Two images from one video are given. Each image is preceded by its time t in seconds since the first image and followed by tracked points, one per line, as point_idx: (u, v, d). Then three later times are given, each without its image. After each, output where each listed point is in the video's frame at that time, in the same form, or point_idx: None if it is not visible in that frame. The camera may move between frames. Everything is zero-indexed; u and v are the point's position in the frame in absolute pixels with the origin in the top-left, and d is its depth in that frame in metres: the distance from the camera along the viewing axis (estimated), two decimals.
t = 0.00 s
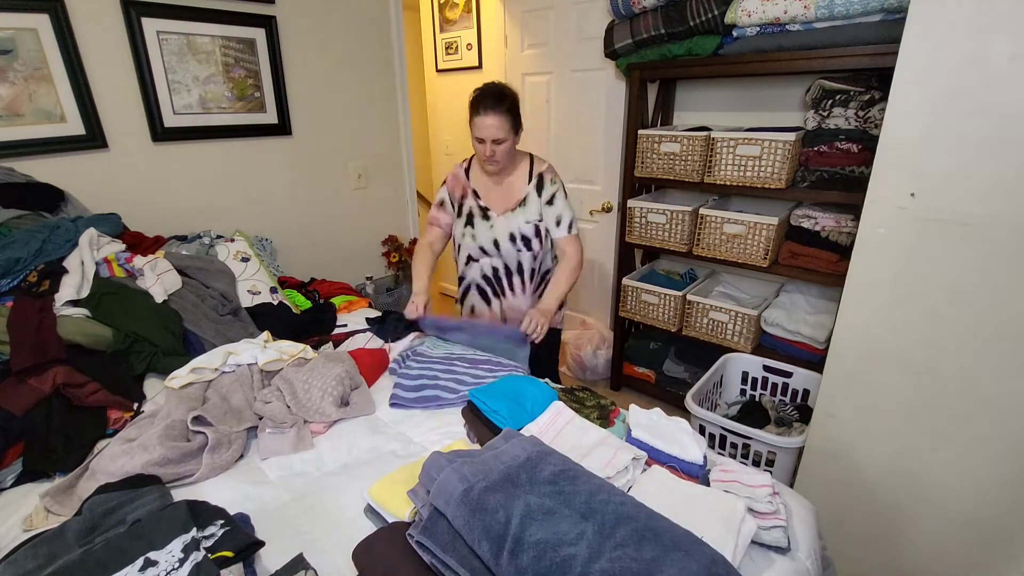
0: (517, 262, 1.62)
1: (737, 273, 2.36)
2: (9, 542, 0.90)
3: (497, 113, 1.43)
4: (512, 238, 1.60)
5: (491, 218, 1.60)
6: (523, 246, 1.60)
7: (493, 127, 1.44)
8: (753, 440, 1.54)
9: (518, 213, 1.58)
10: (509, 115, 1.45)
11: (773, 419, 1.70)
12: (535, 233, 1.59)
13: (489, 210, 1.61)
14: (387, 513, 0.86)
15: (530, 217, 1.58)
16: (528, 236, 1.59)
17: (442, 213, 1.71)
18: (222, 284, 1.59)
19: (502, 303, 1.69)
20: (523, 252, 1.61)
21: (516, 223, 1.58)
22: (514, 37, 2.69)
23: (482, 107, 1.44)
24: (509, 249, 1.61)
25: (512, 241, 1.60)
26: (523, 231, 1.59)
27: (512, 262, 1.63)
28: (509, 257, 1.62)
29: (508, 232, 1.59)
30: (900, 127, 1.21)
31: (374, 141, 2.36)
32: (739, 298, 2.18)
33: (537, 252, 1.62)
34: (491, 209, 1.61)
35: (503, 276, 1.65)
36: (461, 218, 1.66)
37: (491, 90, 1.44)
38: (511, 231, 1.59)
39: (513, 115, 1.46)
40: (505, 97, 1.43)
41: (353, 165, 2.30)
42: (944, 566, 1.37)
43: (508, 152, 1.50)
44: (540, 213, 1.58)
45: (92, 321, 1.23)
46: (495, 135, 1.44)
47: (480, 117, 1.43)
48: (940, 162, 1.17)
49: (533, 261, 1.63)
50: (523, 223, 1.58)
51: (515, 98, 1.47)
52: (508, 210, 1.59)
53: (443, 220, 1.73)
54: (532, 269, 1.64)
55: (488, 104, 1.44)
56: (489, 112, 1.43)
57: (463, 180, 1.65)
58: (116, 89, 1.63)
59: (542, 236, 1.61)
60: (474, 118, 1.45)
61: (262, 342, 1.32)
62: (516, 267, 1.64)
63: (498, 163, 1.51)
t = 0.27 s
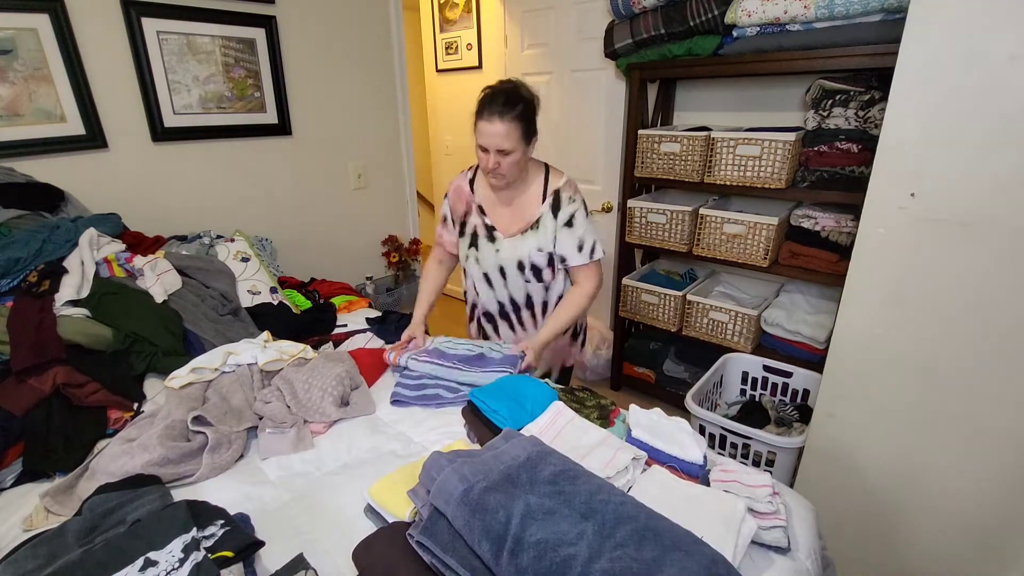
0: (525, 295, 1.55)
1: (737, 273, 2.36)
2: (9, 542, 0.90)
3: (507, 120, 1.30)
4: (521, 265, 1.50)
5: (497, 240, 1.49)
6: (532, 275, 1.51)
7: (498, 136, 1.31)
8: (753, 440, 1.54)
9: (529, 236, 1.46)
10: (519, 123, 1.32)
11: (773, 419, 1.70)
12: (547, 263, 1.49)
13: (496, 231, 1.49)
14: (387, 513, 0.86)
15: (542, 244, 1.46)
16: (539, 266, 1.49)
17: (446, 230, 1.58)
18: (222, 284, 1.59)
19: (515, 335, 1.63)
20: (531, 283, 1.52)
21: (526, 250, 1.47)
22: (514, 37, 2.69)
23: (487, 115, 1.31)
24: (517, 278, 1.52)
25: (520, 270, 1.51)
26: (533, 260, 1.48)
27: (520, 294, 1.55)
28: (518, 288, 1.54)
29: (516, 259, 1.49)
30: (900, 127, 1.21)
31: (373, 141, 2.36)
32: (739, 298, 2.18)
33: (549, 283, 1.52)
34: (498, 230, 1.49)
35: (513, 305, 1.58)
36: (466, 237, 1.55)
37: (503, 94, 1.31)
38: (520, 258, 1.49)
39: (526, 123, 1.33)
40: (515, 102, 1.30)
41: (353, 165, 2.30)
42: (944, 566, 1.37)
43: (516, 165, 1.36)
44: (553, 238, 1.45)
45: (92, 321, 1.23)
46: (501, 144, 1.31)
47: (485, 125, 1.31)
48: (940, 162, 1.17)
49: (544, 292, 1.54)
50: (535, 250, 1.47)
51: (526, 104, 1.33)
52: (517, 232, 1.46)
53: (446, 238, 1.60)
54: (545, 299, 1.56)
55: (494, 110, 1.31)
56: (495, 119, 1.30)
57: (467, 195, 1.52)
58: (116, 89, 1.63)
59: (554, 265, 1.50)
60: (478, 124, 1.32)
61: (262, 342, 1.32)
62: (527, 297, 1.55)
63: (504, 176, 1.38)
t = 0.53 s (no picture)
0: (537, 289, 1.55)
1: (737, 273, 2.36)
2: (9, 542, 0.90)
3: (527, 118, 1.31)
4: (534, 261, 1.51)
5: (516, 234, 1.52)
6: (543, 271, 1.51)
7: (521, 133, 1.32)
8: (753, 440, 1.54)
9: (545, 234, 1.47)
10: (540, 122, 1.32)
11: (773, 419, 1.70)
12: (559, 262, 1.48)
13: (516, 225, 1.52)
14: (387, 513, 0.86)
15: (556, 244, 1.46)
16: (551, 264, 1.49)
17: (475, 218, 1.64)
18: (222, 284, 1.59)
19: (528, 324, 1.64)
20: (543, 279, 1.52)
21: (540, 246, 1.48)
22: (514, 37, 2.69)
23: (511, 112, 1.33)
24: (530, 272, 1.53)
25: (533, 265, 1.51)
26: (546, 258, 1.49)
27: (533, 287, 1.56)
28: (531, 281, 1.55)
29: (531, 254, 1.50)
30: (900, 127, 1.21)
31: (373, 141, 2.36)
32: (739, 298, 2.18)
33: (560, 281, 1.51)
34: (518, 224, 1.52)
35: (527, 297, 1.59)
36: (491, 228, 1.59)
37: (525, 92, 1.33)
38: (534, 253, 1.50)
39: (547, 122, 1.33)
40: (536, 101, 1.31)
41: (353, 165, 2.30)
42: (944, 566, 1.37)
43: (536, 162, 1.36)
44: (569, 239, 1.45)
45: (92, 321, 1.23)
46: (520, 142, 1.32)
47: (507, 123, 1.33)
48: (940, 162, 1.17)
49: (557, 290, 1.54)
50: (548, 249, 1.47)
51: (549, 104, 1.33)
52: (535, 227, 1.48)
53: (474, 225, 1.66)
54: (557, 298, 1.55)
55: (517, 106, 1.33)
56: (515, 117, 1.32)
57: (495, 185, 1.57)
58: (116, 89, 1.63)
59: (566, 265, 1.48)
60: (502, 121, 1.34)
61: (262, 342, 1.32)
62: (539, 292, 1.56)
63: (525, 173, 1.39)
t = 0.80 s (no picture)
0: (528, 292, 1.54)
1: (737, 273, 2.36)
2: (9, 542, 0.90)
3: (480, 133, 1.30)
4: (520, 265, 1.50)
5: (497, 245, 1.50)
6: (530, 273, 1.51)
7: (477, 149, 1.31)
8: (753, 440, 1.54)
9: (523, 237, 1.47)
10: (493, 134, 1.32)
11: (773, 419, 1.70)
12: (543, 259, 1.49)
13: (494, 236, 1.50)
14: (387, 513, 0.86)
15: (535, 243, 1.47)
16: (536, 262, 1.49)
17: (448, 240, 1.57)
18: (222, 284, 1.59)
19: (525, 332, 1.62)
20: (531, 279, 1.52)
21: (522, 249, 1.48)
22: (514, 37, 2.69)
23: (464, 130, 1.32)
24: (518, 276, 1.52)
25: (520, 269, 1.50)
26: (529, 258, 1.49)
27: (523, 291, 1.55)
28: (520, 286, 1.54)
29: (516, 259, 1.49)
30: (900, 127, 1.21)
31: (373, 141, 2.36)
32: (739, 298, 2.18)
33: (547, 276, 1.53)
34: (495, 235, 1.49)
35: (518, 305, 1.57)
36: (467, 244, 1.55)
37: (474, 109, 1.32)
38: (519, 257, 1.49)
39: (500, 134, 1.33)
40: (486, 114, 1.31)
41: (353, 165, 2.30)
42: (944, 566, 1.37)
43: (498, 173, 1.36)
44: (546, 233, 1.46)
45: (92, 321, 1.22)
46: (480, 157, 1.31)
47: (463, 141, 1.31)
48: (940, 162, 1.17)
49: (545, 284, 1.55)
50: (529, 249, 1.47)
51: (499, 114, 1.33)
52: (513, 233, 1.48)
53: (449, 247, 1.59)
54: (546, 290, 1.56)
55: (468, 124, 1.32)
56: (470, 134, 1.31)
57: (464, 204, 1.52)
58: (116, 89, 1.63)
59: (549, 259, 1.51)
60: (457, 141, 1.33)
61: (262, 342, 1.32)
62: (529, 294, 1.55)
63: (490, 187, 1.37)
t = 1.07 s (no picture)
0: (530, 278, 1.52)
1: (737, 273, 2.36)
2: (9, 542, 0.90)
3: (508, 117, 1.34)
4: (525, 249, 1.49)
5: (503, 228, 1.50)
6: (535, 258, 1.49)
7: (503, 131, 1.35)
8: (753, 440, 1.54)
9: (532, 221, 1.46)
10: (521, 119, 1.36)
11: (773, 419, 1.70)
12: (551, 245, 1.48)
13: (500, 220, 1.51)
14: (387, 513, 0.86)
15: (545, 228, 1.46)
16: (543, 248, 1.48)
17: (453, 222, 1.64)
18: (222, 284, 1.59)
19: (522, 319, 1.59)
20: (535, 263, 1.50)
21: (529, 233, 1.47)
22: (514, 37, 2.69)
23: (493, 111, 1.35)
24: (522, 261, 1.50)
25: (525, 253, 1.49)
26: (537, 243, 1.47)
27: (525, 277, 1.53)
28: (523, 270, 1.52)
29: (522, 242, 1.48)
30: (900, 127, 1.21)
31: (373, 141, 2.36)
32: (739, 298, 2.18)
33: (553, 265, 1.50)
34: (503, 219, 1.50)
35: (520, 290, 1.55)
36: (472, 227, 1.57)
37: (502, 92, 1.35)
38: (526, 241, 1.48)
39: (526, 119, 1.36)
40: (514, 98, 1.34)
41: (353, 165, 2.30)
42: (944, 566, 1.37)
43: (521, 157, 1.39)
44: (557, 219, 1.46)
45: (92, 321, 1.22)
46: (507, 138, 1.35)
47: (490, 121, 1.35)
48: (940, 162, 1.17)
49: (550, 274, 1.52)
50: (538, 234, 1.46)
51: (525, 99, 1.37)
52: (522, 218, 1.48)
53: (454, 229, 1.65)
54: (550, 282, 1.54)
55: (496, 107, 1.35)
56: (499, 116, 1.34)
57: (473, 188, 1.56)
58: (117, 89, 1.63)
59: (557, 247, 1.49)
60: (484, 121, 1.36)
61: (262, 342, 1.32)
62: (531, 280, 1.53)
63: (511, 169, 1.41)
